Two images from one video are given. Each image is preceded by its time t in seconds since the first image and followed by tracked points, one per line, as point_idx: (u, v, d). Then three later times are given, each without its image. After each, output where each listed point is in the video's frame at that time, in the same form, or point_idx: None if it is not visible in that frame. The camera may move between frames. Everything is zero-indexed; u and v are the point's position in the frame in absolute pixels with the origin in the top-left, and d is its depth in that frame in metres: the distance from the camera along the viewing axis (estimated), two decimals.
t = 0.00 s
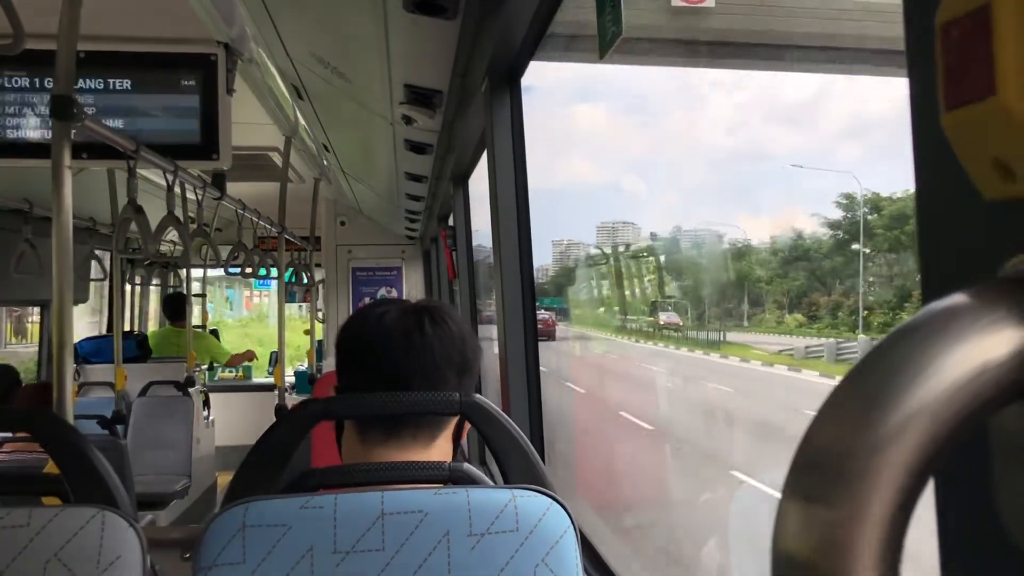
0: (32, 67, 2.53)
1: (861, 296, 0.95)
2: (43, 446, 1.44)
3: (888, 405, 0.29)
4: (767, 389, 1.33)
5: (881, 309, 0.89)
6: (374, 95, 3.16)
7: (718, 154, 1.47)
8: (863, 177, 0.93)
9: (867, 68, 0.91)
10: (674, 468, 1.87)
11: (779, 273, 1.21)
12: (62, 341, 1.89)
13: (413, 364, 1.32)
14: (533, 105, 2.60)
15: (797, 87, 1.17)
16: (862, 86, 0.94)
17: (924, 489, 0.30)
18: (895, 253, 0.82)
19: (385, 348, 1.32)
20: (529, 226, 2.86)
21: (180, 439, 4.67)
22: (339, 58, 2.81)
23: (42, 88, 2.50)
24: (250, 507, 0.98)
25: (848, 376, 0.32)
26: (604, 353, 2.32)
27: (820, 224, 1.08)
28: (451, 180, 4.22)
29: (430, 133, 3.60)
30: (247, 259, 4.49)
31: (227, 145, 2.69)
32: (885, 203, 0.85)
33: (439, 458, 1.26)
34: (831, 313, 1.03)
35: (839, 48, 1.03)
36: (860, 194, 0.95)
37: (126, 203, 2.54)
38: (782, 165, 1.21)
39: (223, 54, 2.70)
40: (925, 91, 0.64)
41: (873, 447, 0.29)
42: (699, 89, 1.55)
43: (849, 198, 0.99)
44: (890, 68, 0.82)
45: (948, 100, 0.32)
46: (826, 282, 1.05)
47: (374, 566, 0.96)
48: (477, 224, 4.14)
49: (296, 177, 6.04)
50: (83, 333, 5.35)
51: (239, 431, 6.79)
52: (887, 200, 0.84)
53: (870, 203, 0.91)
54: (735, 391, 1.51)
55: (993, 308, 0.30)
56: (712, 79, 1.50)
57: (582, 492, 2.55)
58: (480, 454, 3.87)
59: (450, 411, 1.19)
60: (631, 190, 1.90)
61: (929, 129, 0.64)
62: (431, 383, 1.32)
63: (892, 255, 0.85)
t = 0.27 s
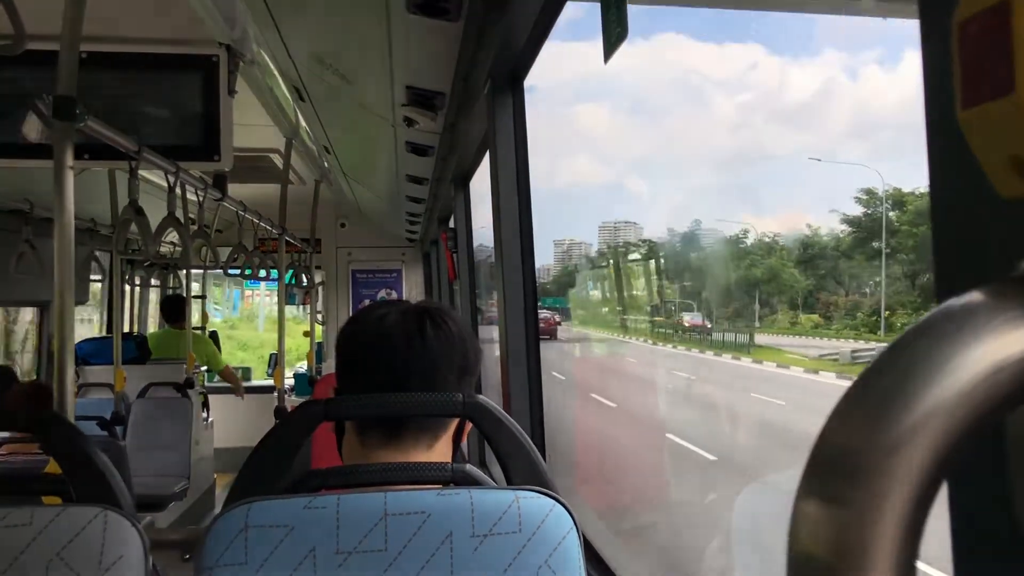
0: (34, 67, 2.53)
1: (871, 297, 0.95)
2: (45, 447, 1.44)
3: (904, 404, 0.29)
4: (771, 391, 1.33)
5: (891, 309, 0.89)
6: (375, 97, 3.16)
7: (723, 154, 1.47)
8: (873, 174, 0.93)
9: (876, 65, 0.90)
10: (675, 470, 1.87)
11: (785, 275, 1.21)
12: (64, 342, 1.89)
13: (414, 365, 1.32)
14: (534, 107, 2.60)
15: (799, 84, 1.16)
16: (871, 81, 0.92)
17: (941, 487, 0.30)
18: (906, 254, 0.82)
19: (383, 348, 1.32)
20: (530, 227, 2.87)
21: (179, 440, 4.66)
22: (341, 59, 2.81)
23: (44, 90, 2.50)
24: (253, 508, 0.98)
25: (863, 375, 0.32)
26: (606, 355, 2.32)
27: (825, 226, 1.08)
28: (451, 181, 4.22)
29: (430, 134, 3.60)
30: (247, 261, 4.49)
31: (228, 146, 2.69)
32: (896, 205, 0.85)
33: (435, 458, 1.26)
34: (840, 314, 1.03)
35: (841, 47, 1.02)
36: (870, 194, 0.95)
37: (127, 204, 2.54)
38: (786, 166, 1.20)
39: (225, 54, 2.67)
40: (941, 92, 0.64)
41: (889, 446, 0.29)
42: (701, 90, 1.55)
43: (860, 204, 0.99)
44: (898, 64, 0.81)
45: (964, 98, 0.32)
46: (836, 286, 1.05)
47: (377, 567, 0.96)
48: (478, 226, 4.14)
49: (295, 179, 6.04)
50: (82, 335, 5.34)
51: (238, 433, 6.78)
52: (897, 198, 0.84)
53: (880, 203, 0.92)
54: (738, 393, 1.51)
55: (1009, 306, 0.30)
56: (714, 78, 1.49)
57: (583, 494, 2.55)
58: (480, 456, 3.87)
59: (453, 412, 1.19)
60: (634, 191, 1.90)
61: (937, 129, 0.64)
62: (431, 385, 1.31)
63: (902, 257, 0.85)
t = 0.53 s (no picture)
0: (29, 68, 2.52)
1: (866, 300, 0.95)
2: (35, 451, 1.43)
3: (868, 419, 0.29)
4: (764, 394, 1.32)
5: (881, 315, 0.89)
6: (372, 98, 3.15)
7: (722, 156, 1.46)
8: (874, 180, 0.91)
9: (874, 66, 0.88)
10: (668, 474, 1.87)
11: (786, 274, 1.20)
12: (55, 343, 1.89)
13: (412, 370, 1.31)
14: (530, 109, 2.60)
15: (800, 86, 1.16)
16: (874, 85, 0.88)
17: (906, 500, 0.30)
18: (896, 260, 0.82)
19: (383, 353, 1.32)
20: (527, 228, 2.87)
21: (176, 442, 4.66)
22: (337, 61, 2.81)
23: (38, 92, 2.50)
24: (239, 513, 0.98)
25: (829, 388, 0.32)
26: (602, 358, 2.31)
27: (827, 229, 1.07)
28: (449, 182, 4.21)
29: (427, 136, 3.60)
30: (245, 262, 4.49)
31: (224, 149, 2.68)
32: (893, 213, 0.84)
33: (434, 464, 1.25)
34: (839, 319, 1.02)
35: (840, 50, 1.01)
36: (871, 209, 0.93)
37: (122, 205, 2.54)
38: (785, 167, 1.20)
39: (221, 57, 2.70)
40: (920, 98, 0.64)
41: (851, 460, 0.29)
42: (701, 93, 1.54)
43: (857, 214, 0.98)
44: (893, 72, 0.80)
45: (933, 110, 0.31)
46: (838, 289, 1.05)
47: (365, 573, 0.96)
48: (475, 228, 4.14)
49: (294, 180, 6.03)
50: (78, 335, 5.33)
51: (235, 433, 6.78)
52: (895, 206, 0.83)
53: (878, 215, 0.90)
54: (731, 398, 1.51)
55: (978, 319, 0.30)
56: (716, 80, 1.48)
57: (575, 497, 2.55)
58: (475, 458, 3.87)
59: (443, 417, 1.18)
60: (635, 191, 1.90)
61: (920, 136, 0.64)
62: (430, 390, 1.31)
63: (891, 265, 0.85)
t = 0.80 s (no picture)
0: (29, 64, 2.52)
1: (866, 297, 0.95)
2: (41, 446, 1.44)
3: (881, 410, 0.29)
4: (766, 389, 1.33)
5: (882, 312, 0.89)
6: (372, 95, 3.15)
7: (722, 155, 1.46)
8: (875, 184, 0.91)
9: (875, 68, 0.88)
10: (671, 468, 1.88)
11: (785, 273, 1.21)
12: (60, 340, 1.89)
13: (412, 364, 1.32)
14: (531, 106, 2.60)
15: (800, 87, 1.16)
16: (872, 86, 0.90)
17: (919, 491, 0.30)
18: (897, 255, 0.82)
19: (382, 349, 1.32)
20: (529, 226, 2.88)
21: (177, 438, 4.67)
22: (338, 58, 2.81)
23: (40, 89, 2.50)
24: (245, 507, 0.98)
25: (842, 380, 0.32)
26: (604, 354, 2.31)
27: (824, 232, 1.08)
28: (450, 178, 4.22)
29: (428, 132, 3.60)
30: (245, 258, 4.49)
31: (225, 145, 2.68)
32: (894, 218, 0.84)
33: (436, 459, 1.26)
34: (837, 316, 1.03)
35: (841, 52, 1.01)
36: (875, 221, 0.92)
37: (123, 201, 2.54)
38: (785, 167, 1.20)
39: (221, 52, 2.70)
40: (922, 95, 0.64)
41: (865, 451, 0.29)
42: (701, 93, 1.54)
43: (853, 218, 0.98)
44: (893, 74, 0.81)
45: (944, 103, 0.32)
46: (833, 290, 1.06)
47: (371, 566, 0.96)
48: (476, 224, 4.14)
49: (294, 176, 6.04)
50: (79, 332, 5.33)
51: (236, 430, 6.79)
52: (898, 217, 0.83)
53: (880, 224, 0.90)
54: (734, 392, 1.51)
55: (988, 310, 0.30)
56: (716, 79, 1.48)
57: (578, 493, 2.56)
58: (477, 453, 3.87)
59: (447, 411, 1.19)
60: (635, 193, 1.90)
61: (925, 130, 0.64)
62: (430, 385, 1.32)
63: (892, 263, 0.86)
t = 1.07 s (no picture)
0: (32, 63, 2.53)
1: (866, 292, 0.96)
2: (46, 444, 1.44)
3: (891, 403, 0.30)
4: (768, 387, 1.33)
5: (883, 306, 0.89)
6: (375, 93, 3.16)
7: (722, 156, 1.46)
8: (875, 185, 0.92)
9: (876, 70, 0.88)
10: (675, 466, 1.88)
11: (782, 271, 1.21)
12: (65, 337, 1.90)
13: (406, 359, 1.32)
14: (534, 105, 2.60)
15: (801, 89, 1.16)
16: (872, 88, 0.91)
17: (930, 483, 0.30)
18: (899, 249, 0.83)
19: (375, 347, 1.32)
20: (531, 225, 2.88)
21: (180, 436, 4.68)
22: (340, 56, 2.81)
23: (42, 88, 2.50)
24: (252, 504, 0.98)
25: (852, 374, 0.32)
26: (607, 351, 2.31)
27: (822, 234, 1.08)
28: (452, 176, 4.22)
29: (430, 130, 3.60)
30: (247, 257, 4.50)
31: (227, 143, 2.68)
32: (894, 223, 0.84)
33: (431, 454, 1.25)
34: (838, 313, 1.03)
35: (842, 56, 1.01)
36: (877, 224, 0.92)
37: (125, 200, 2.54)
38: (785, 168, 1.20)
39: (223, 51, 2.70)
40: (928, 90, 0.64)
41: (875, 443, 0.30)
42: (702, 94, 1.54)
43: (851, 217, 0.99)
44: (895, 75, 0.81)
45: (952, 95, 0.32)
46: (830, 287, 1.06)
47: (376, 563, 0.96)
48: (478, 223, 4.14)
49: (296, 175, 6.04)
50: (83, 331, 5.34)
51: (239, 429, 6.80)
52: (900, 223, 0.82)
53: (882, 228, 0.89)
54: (738, 388, 1.51)
55: (999, 303, 0.30)
56: (717, 80, 1.48)
57: (581, 491, 2.56)
58: (481, 451, 3.88)
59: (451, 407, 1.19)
60: (636, 195, 1.90)
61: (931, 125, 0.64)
62: (424, 380, 1.31)
63: (893, 263, 0.86)
